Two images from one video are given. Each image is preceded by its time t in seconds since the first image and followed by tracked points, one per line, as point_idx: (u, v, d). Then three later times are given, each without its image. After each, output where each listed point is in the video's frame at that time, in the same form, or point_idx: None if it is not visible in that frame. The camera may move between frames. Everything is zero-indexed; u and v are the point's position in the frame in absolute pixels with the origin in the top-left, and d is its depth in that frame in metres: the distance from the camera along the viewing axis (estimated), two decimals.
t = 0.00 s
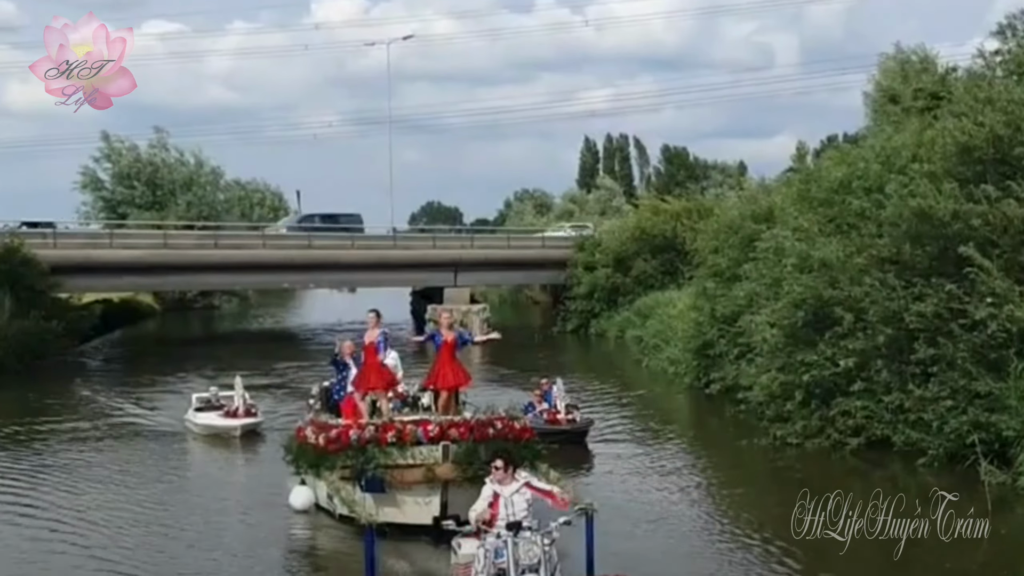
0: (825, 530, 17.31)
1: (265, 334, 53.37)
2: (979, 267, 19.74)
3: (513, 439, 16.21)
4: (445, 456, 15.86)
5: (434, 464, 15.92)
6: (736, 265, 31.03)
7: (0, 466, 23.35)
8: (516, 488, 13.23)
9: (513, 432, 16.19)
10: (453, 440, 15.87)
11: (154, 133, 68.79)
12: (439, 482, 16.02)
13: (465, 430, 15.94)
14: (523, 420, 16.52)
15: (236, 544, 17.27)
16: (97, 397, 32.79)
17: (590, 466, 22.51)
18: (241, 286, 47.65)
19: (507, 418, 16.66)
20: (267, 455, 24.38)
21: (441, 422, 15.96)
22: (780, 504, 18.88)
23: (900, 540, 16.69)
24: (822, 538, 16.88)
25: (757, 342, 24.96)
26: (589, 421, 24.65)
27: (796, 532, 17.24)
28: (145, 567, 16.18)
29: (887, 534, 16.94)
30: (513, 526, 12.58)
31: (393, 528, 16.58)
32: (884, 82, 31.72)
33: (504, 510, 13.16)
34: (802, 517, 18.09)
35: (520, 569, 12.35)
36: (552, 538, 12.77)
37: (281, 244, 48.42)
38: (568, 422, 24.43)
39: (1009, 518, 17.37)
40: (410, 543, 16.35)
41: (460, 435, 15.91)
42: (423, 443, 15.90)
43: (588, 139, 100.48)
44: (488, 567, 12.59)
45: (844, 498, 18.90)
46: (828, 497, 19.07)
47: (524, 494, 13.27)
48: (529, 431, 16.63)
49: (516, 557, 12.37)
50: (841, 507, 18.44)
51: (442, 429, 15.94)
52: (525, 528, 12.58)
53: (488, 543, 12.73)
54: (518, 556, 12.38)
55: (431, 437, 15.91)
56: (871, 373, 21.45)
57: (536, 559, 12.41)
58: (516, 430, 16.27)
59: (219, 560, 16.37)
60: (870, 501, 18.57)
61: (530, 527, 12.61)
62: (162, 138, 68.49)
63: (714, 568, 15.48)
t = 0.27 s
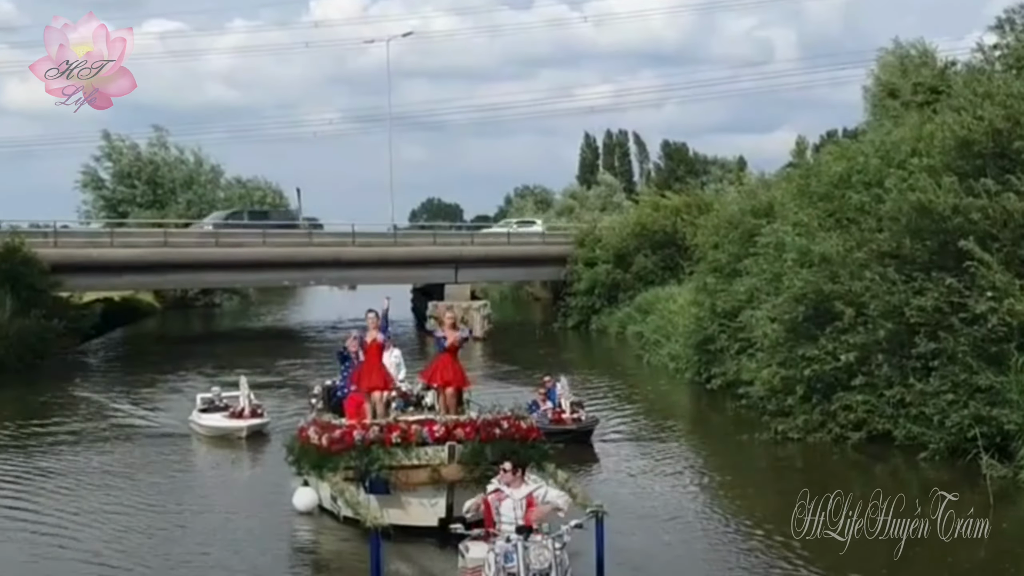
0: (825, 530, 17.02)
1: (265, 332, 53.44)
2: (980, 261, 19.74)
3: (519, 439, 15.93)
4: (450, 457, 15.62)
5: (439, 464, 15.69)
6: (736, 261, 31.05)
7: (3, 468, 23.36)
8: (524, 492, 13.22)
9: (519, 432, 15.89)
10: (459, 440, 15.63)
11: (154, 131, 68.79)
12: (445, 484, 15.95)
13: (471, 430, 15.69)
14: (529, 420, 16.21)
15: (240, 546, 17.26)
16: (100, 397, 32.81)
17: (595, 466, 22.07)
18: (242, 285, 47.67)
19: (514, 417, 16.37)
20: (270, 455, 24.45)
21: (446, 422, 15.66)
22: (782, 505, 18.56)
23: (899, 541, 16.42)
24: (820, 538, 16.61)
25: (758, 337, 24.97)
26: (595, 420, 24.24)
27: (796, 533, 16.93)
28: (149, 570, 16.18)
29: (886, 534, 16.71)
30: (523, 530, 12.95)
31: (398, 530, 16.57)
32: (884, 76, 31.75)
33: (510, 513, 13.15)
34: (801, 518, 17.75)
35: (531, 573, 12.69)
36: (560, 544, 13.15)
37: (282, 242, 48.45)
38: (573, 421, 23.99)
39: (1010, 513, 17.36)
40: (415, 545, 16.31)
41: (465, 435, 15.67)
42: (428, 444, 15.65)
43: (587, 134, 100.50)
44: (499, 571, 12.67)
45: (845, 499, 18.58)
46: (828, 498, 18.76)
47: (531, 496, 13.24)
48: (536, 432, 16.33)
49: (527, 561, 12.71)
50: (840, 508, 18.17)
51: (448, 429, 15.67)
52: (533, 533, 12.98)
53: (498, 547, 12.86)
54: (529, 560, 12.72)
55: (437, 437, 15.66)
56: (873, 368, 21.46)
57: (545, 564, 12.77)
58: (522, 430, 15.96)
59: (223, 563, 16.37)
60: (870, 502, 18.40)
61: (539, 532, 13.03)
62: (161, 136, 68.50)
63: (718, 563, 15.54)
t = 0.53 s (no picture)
0: (825, 530, 17.00)
1: (266, 329, 53.46)
2: (982, 261, 19.72)
3: (524, 440, 15.73)
4: (455, 457, 15.62)
5: (443, 465, 15.67)
6: (738, 259, 31.03)
7: (5, 466, 23.36)
8: (530, 496, 13.33)
9: (525, 433, 15.68)
10: (464, 441, 15.60)
11: (155, 128, 68.73)
12: (449, 485, 15.91)
13: (476, 431, 15.62)
14: (534, 420, 16.03)
15: (242, 547, 17.24)
16: (102, 395, 32.82)
17: (600, 466, 21.89)
18: (243, 282, 47.64)
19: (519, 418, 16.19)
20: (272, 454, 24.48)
21: (451, 423, 15.65)
22: (782, 505, 18.55)
23: (899, 540, 16.43)
24: (821, 538, 16.58)
25: (759, 335, 24.97)
26: (599, 421, 24.02)
27: (796, 533, 16.89)
28: (150, 571, 16.16)
29: (886, 533, 16.70)
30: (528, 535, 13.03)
31: (401, 531, 16.51)
32: (886, 75, 31.73)
33: (515, 516, 13.27)
34: (801, 517, 17.73)
35: None
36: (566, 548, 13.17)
37: (283, 240, 48.43)
38: (577, 422, 23.82)
39: (1012, 512, 17.33)
40: (418, 548, 16.22)
41: (470, 436, 15.62)
42: (432, 445, 15.61)
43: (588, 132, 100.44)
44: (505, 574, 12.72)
45: (844, 499, 18.56)
46: (828, 498, 18.73)
47: (537, 500, 13.35)
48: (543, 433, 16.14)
49: (534, 565, 12.74)
50: (840, 508, 18.13)
51: (452, 430, 15.64)
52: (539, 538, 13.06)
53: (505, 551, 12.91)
54: (536, 564, 12.75)
55: (441, 437, 15.63)
56: (874, 367, 21.46)
57: (552, 569, 12.79)
58: (527, 431, 15.77)
59: (225, 563, 16.37)
60: (870, 502, 18.37)
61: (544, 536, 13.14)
62: (161, 132, 68.45)
63: (719, 562, 15.56)
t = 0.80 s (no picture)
0: (825, 529, 16.90)
1: (267, 329, 53.45)
2: (983, 257, 19.69)
3: (527, 440, 15.78)
4: (457, 458, 15.54)
5: (446, 466, 15.59)
6: (738, 257, 31.00)
7: (6, 468, 23.38)
8: (532, 499, 13.28)
9: (528, 433, 15.76)
10: (466, 442, 15.54)
11: (155, 128, 68.71)
12: (452, 486, 15.78)
13: (479, 431, 15.59)
14: (537, 420, 16.06)
15: (242, 549, 17.21)
16: (103, 396, 32.83)
17: (603, 466, 21.83)
18: (243, 282, 47.65)
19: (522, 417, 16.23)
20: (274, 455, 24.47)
21: (453, 423, 15.59)
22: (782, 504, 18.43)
23: (898, 540, 16.24)
24: (822, 538, 16.47)
25: (760, 333, 24.95)
26: (601, 421, 23.94)
27: (797, 532, 16.80)
28: (151, 572, 16.16)
29: (885, 533, 16.57)
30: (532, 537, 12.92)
31: (404, 533, 16.38)
32: (886, 72, 31.71)
33: (518, 518, 13.24)
34: (802, 517, 17.63)
35: None
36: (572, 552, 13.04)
37: (283, 240, 48.40)
38: (579, 422, 23.75)
39: (1013, 509, 17.30)
40: (420, 550, 16.07)
41: (472, 437, 15.57)
42: (434, 446, 15.54)
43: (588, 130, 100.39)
44: None
45: (844, 499, 18.44)
46: (828, 497, 18.63)
47: (540, 503, 13.30)
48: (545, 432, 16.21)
49: (538, 567, 12.63)
50: (841, 507, 18.04)
51: (455, 431, 15.55)
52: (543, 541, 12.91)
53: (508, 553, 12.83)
54: (540, 566, 12.66)
55: (443, 438, 15.55)
56: (875, 364, 21.43)
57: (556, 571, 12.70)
58: (530, 431, 15.82)
59: (227, 565, 16.38)
60: (871, 501, 18.26)
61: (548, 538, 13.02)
62: (160, 132, 68.42)
63: (721, 559, 15.55)
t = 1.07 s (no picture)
0: (825, 529, 16.85)
1: (265, 329, 53.49)
2: (978, 253, 19.79)
3: (530, 442, 15.95)
4: (460, 462, 15.56)
5: (448, 470, 15.60)
6: (735, 254, 31.09)
7: (7, 473, 23.44)
8: (540, 502, 13.04)
9: (531, 435, 15.92)
10: (469, 445, 15.58)
11: (151, 128, 68.71)
12: (455, 490, 15.77)
13: (482, 434, 15.67)
14: (541, 422, 16.23)
15: (243, 554, 17.27)
16: (103, 399, 32.91)
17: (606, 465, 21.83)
18: (241, 283, 47.69)
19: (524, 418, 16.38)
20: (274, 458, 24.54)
21: (455, 427, 15.64)
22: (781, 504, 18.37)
23: (899, 541, 16.10)
24: (822, 538, 16.43)
25: (757, 330, 25.04)
26: (603, 420, 23.93)
27: (797, 532, 16.74)
28: None
29: (886, 534, 16.48)
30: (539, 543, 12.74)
31: (405, 538, 16.37)
32: (881, 69, 31.81)
33: (525, 523, 13.00)
34: (802, 517, 17.57)
35: None
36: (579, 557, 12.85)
37: (280, 240, 48.42)
38: (582, 422, 23.78)
39: (1011, 504, 17.39)
40: (423, 557, 16.04)
41: (475, 440, 15.63)
42: (436, 449, 15.56)
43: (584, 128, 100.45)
44: None
45: (845, 499, 18.35)
46: (828, 497, 18.55)
47: (547, 506, 13.06)
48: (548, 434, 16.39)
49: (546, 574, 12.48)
50: (840, 507, 18.00)
51: (457, 434, 15.60)
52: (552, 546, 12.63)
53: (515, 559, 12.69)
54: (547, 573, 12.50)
55: (446, 441, 15.58)
56: (871, 360, 21.53)
57: None
58: (534, 433, 16.00)
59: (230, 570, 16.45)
60: (871, 501, 18.20)
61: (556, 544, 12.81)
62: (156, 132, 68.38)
63: (721, 557, 15.63)
